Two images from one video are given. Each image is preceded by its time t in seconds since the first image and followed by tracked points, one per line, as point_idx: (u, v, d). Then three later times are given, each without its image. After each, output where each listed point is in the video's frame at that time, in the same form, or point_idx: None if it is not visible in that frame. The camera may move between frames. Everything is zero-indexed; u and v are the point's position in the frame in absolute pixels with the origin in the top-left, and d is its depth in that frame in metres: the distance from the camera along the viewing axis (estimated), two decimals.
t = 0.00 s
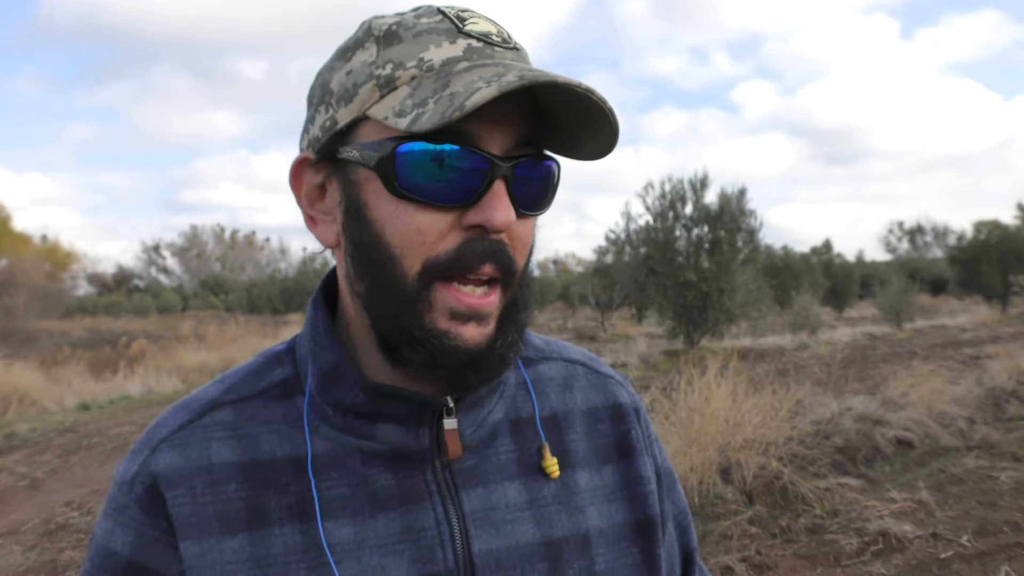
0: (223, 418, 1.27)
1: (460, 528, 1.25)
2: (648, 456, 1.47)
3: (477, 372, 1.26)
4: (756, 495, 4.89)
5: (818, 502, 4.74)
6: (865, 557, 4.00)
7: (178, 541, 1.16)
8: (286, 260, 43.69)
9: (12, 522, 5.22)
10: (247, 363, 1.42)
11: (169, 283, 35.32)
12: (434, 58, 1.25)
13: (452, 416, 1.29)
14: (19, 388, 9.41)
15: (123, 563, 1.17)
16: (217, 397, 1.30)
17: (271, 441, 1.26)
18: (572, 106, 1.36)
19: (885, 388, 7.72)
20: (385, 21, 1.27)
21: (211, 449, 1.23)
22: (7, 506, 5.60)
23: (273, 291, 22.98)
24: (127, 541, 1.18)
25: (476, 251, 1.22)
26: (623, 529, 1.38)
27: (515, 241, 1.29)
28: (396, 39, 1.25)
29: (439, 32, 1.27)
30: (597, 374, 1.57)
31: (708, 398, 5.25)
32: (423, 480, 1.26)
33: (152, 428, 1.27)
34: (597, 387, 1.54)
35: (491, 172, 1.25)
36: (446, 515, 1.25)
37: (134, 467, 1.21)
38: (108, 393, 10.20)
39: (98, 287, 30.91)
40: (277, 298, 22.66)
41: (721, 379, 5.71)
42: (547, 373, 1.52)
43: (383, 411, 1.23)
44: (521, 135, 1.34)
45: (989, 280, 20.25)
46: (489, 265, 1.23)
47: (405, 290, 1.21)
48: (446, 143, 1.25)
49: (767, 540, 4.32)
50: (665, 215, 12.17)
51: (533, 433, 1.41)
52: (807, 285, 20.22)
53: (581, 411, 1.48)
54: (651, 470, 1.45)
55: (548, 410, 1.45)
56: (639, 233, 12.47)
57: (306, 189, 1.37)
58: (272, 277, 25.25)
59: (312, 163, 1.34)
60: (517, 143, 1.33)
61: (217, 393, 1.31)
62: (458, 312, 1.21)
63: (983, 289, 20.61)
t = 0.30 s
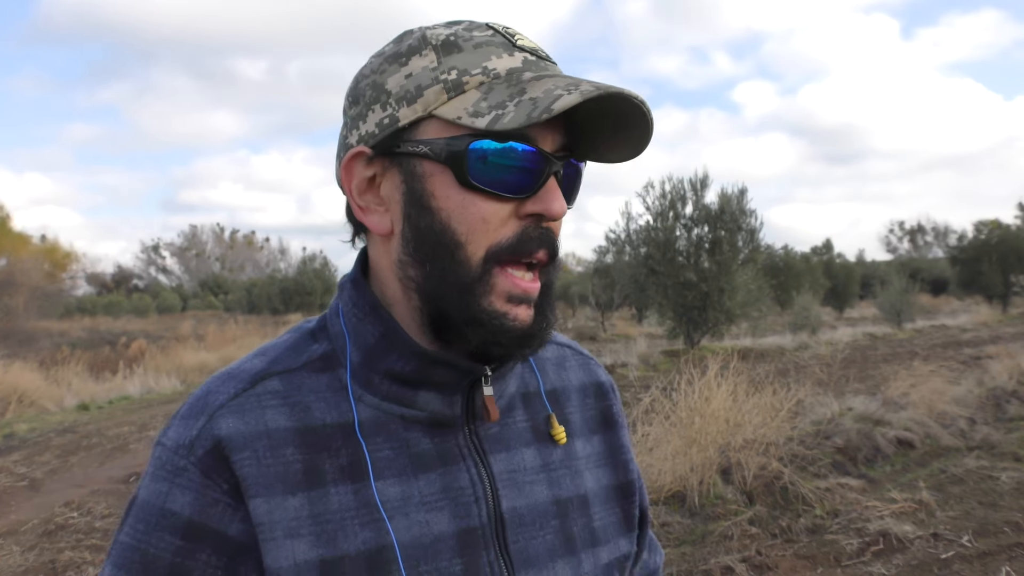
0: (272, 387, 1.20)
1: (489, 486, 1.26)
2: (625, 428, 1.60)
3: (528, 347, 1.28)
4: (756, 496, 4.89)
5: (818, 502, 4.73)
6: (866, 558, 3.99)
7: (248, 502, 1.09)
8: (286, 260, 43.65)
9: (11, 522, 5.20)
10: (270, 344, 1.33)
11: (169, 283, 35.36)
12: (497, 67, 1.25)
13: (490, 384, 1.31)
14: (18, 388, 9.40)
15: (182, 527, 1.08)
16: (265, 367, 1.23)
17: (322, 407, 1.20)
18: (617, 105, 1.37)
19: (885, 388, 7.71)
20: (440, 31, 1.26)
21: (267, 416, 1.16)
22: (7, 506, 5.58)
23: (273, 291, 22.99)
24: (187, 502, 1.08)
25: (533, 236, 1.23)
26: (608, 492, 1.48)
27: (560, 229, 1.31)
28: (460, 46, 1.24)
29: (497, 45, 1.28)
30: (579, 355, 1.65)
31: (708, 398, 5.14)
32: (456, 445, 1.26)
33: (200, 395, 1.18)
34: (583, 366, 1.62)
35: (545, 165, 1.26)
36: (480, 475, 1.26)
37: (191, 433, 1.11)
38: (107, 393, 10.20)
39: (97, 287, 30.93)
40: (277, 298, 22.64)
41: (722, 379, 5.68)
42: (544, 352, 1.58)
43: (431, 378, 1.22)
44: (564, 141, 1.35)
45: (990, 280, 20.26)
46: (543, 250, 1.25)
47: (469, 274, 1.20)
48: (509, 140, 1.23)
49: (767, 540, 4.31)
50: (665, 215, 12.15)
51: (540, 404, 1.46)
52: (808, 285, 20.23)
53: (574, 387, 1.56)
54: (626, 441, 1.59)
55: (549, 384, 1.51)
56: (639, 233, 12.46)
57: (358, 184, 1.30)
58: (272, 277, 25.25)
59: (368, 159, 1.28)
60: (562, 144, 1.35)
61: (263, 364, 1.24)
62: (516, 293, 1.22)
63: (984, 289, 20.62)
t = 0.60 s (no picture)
0: (318, 375, 1.16)
1: (511, 474, 1.26)
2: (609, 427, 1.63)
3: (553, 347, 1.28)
4: (756, 496, 4.88)
5: (818, 503, 4.71)
6: (866, 558, 3.97)
7: (306, 485, 1.05)
8: (286, 259, 43.77)
9: (11, 522, 5.19)
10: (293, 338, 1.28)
11: (169, 283, 35.40)
12: (537, 86, 1.24)
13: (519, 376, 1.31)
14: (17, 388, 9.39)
15: (238, 508, 1.02)
16: (309, 356, 1.19)
17: (366, 396, 1.17)
18: (641, 125, 1.38)
19: (886, 388, 7.70)
20: (482, 48, 1.24)
21: (317, 403, 1.12)
22: (6, 506, 5.57)
23: (272, 291, 23.01)
24: (242, 484, 1.02)
25: (564, 243, 1.23)
26: (600, 486, 1.49)
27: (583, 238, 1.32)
28: (501, 63, 1.23)
29: (536, 64, 1.27)
30: (567, 357, 1.67)
31: (709, 398, 5.13)
32: (481, 435, 1.25)
33: (248, 380, 1.13)
34: (571, 368, 1.64)
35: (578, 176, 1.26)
36: (502, 464, 1.25)
37: (245, 416, 1.07)
38: (107, 393, 10.19)
39: (97, 287, 30.94)
40: (277, 298, 22.64)
41: (722, 379, 5.67)
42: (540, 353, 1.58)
43: (466, 371, 1.21)
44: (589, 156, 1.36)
45: (990, 280, 20.25)
46: (571, 256, 1.25)
47: (506, 273, 1.18)
48: (548, 152, 1.22)
49: (767, 540, 4.30)
50: (665, 214, 12.16)
51: (543, 400, 1.46)
52: (808, 285, 20.24)
53: (568, 386, 1.57)
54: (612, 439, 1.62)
55: (549, 382, 1.51)
56: (639, 233, 12.46)
57: (395, 189, 1.26)
58: (271, 277, 25.26)
59: (408, 166, 1.24)
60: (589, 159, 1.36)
61: (306, 353, 1.20)
62: (545, 295, 1.21)
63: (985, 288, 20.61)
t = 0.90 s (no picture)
0: (325, 367, 1.16)
1: (513, 470, 1.25)
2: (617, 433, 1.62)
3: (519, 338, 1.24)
4: (757, 496, 4.88)
5: (818, 503, 4.70)
6: (867, 559, 3.96)
7: (306, 469, 1.04)
8: (286, 259, 43.79)
9: (10, 522, 5.18)
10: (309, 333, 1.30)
11: (169, 283, 35.42)
12: (492, 81, 1.21)
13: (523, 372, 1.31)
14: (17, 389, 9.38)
15: (239, 491, 0.99)
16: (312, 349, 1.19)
17: (370, 388, 1.17)
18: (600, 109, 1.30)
19: (886, 388, 7.69)
20: (452, 52, 1.25)
21: (321, 393, 1.11)
22: (6, 507, 5.56)
23: (271, 291, 23.01)
24: (246, 466, 1.00)
25: (516, 237, 1.20)
26: (606, 487, 1.49)
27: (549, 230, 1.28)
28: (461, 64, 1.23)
29: (496, 60, 1.25)
30: (576, 362, 1.68)
31: (709, 398, 5.13)
32: (485, 432, 1.25)
33: (256, 368, 1.12)
34: (581, 373, 1.65)
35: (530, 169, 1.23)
36: (505, 460, 1.25)
37: (251, 402, 1.05)
38: (107, 393, 10.19)
39: (97, 287, 30.93)
40: (277, 298, 22.65)
41: (722, 379, 5.66)
42: (550, 358, 1.59)
43: (468, 366, 1.20)
44: (558, 145, 1.31)
45: (991, 280, 20.24)
46: (527, 247, 1.22)
47: (463, 267, 1.17)
48: (495, 146, 1.20)
49: (768, 540, 4.28)
50: (665, 214, 12.16)
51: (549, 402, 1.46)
52: (808, 285, 20.24)
53: (577, 391, 1.57)
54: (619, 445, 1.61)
55: (556, 384, 1.52)
56: (639, 232, 12.46)
57: (381, 198, 1.31)
58: (271, 277, 25.27)
59: (387, 173, 1.29)
60: (555, 149, 1.31)
61: (313, 346, 1.20)
62: (501, 286, 1.19)
63: (986, 288, 20.60)
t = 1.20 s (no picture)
0: (314, 359, 1.18)
1: (499, 473, 1.23)
2: (642, 443, 1.54)
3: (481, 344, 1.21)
4: (757, 496, 4.88)
5: (818, 503, 4.69)
6: (867, 559, 3.96)
7: (279, 456, 1.06)
8: (286, 259, 43.82)
9: (10, 522, 5.18)
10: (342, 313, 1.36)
11: (169, 283, 35.43)
12: (446, 85, 1.21)
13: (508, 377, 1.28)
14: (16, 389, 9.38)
15: (220, 472, 1.03)
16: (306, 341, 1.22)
17: (355, 382, 1.18)
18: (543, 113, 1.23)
19: (886, 388, 7.69)
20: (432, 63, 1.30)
21: (306, 383, 1.14)
22: (6, 506, 5.55)
23: (271, 292, 23.02)
24: (227, 449, 1.04)
25: (465, 241, 1.18)
26: (619, 497, 1.42)
27: (509, 233, 1.23)
28: (429, 72, 1.26)
29: (458, 64, 1.24)
30: (603, 366, 1.61)
31: (709, 397, 5.13)
32: (473, 432, 1.24)
33: (251, 358, 1.16)
34: (605, 377, 1.58)
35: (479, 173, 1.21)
36: (491, 461, 1.23)
37: (237, 388, 1.09)
38: (106, 393, 10.19)
39: (97, 287, 30.91)
40: (277, 298, 22.66)
41: (722, 379, 5.66)
42: (569, 361, 1.54)
43: (453, 366, 1.19)
44: (521, 146, 1.27)
45: (992, 280, 20.24)
46: (481, 252, 1.18)
47: (423, 270, 1.18)
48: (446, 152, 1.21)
49: (768, 541, 4.28)
50: (665, 214, 12.18)
51: (557, 406, 1.42)
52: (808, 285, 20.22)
53: (596, 396, 1.51)
54: (643, 455, 1.52)
55: (568, 389, 1.47)
56: (640, 232, 12.47)
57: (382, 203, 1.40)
58: (271, 277, 25.27)
59: (386, 182, 1.39)
60: (515, 150, 1.27)
61: (308, 338, 1.23)
62: (460, 290, 1.16)
63: (986, 288, 20.61)
